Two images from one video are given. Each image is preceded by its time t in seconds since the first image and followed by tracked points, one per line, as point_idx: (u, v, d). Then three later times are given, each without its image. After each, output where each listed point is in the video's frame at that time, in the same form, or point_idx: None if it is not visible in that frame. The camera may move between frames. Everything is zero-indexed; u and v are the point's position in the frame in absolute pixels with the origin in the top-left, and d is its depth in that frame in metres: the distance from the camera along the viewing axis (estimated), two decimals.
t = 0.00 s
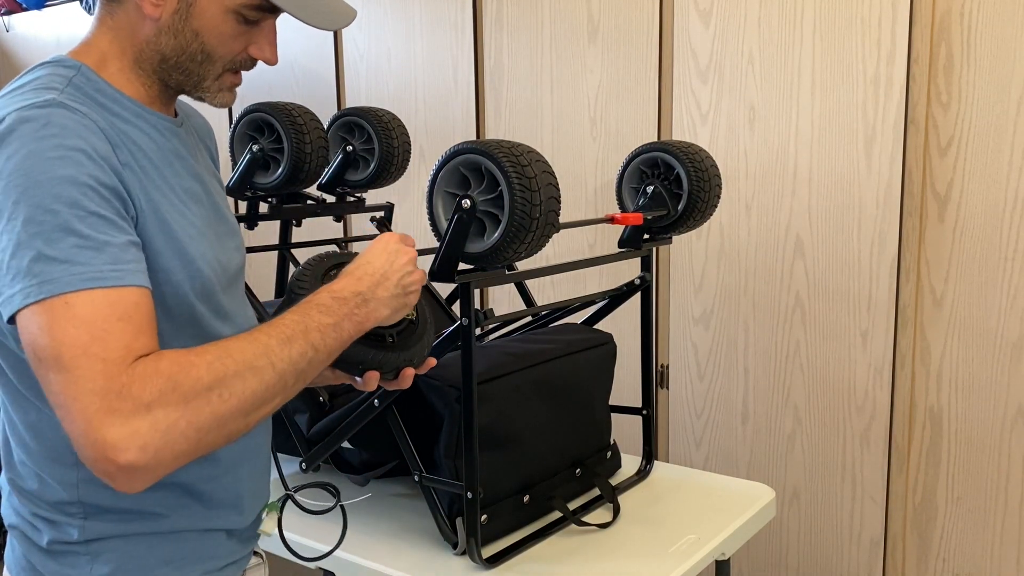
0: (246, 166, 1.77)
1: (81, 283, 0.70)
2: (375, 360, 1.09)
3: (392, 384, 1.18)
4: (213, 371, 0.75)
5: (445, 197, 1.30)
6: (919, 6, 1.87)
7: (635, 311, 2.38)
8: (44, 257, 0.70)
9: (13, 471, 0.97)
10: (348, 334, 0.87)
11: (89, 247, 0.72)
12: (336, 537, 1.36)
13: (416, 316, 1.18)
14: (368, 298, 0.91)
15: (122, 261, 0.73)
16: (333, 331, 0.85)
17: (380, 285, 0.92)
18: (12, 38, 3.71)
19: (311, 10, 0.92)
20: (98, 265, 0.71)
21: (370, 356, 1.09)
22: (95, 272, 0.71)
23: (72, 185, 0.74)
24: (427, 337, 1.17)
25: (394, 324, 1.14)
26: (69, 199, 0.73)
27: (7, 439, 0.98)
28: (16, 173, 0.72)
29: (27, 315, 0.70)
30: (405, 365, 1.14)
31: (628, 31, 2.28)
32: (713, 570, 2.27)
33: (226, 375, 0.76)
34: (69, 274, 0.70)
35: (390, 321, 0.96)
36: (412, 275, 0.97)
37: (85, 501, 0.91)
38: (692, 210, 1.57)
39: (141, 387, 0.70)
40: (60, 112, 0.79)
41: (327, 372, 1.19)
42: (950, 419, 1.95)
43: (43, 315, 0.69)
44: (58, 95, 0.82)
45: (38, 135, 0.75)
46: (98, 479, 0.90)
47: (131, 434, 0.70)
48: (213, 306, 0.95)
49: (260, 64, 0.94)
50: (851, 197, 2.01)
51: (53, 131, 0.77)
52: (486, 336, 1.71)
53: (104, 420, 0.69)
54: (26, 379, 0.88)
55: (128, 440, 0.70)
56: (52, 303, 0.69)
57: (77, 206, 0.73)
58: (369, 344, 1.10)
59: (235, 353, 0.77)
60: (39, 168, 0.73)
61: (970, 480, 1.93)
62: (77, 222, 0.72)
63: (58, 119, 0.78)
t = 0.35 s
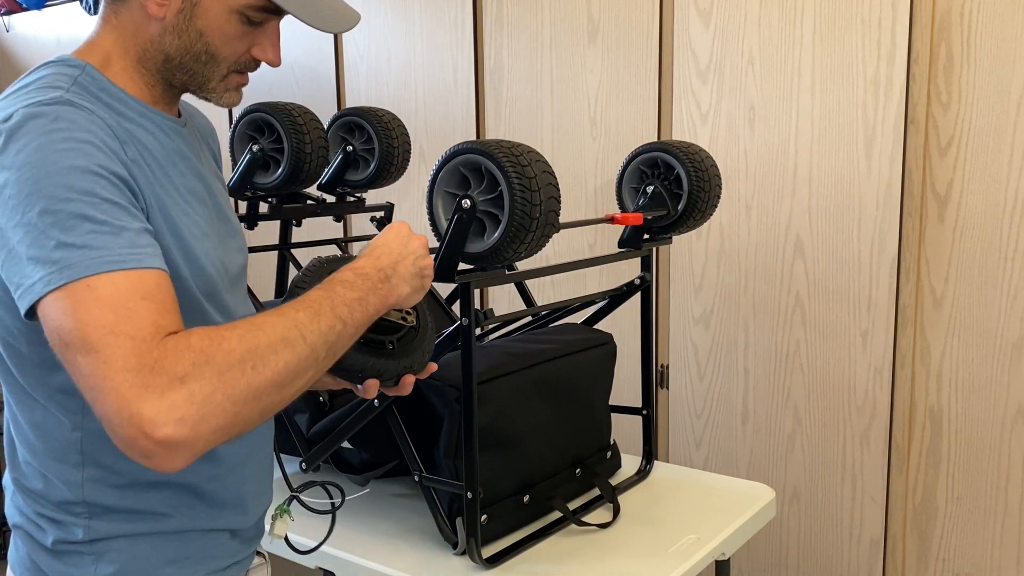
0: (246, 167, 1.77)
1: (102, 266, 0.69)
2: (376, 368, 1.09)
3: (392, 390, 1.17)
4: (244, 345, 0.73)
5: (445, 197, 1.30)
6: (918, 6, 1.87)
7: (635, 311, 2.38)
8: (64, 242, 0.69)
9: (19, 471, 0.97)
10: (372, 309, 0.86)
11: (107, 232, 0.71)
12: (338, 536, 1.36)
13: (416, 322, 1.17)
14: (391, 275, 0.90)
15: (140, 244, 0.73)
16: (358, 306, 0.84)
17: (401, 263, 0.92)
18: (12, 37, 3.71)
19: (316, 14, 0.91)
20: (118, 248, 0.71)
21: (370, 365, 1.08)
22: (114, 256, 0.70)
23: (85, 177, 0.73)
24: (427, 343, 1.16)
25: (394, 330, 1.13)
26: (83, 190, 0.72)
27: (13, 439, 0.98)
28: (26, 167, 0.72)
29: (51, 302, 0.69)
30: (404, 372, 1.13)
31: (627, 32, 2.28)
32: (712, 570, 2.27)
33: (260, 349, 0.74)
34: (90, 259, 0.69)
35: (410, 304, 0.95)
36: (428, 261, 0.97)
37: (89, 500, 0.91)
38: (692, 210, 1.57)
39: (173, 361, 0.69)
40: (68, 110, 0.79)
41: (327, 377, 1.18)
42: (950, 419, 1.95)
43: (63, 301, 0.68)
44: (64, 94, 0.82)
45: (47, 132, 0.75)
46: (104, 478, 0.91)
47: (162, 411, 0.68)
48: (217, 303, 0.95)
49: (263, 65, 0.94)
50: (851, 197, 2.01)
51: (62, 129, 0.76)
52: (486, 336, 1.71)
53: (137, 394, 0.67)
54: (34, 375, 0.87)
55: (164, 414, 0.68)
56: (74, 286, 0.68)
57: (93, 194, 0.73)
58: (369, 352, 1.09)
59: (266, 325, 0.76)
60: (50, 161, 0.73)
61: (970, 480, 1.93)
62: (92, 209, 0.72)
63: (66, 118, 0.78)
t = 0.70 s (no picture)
0: (246, 167, 1.77)
1: (104, 263, 0.69)
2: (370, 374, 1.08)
3: (394, 395, 1.18)
4: (250, 343, 0.74)
5: (445, 197, 1.30)
6: (918, 6, 1.87)
7: (635, 311, 2.38)
8: (67, 238, 0.69)
9: (20, 471, 0.97)
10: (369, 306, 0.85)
11: (109, 228, 0.71)
12: (338, 536, 1.36)
13: (415, 327, 1.17)
14: (385, 271, 0.89)
15: (141, 241, 0.73)
16: (356, 300, 0.84)
17: (396, 260, 0.92)
18: (12, 37, 3.72)
19: (319, 17, 0.92)
20: (120, 244, 0.71)
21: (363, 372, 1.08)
22: (117, 251, 0.70)
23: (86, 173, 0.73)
24: (427, 348, 1.16)
25: (392, 335, 1.12)
26: (88, 184, 0.73)
27: (14, 440, 0.98)
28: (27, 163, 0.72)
29: (54, 299, 0.69)
30: (404, 378, 1.13)
31: (627, 32, 2.28)
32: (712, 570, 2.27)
33: (263, 341, 0.74)
34: (92, 255, 0.69)
35: (413, 302, 0.93)
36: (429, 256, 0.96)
37: (89, 500, 0.91)
38: (692, 210, 1.57)
39: (179, 355, 0.69)
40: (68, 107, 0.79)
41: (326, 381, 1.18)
42: (950, 419, 1.95)
43: (65, 297, 0.68)
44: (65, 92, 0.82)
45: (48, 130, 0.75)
46: (104, 478, 0.91)
47: (163, 409, 0.67)
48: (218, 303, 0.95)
49: (264, 68, 0.94)
50: (851, 197, 2.01)
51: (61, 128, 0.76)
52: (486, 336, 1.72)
53: (142, 387, 0.67)
54: (36, 374, 0.87)
55: (171, 408, 0.68)
56: (76, 282, 0.68)
57: (99, 189, 0.73)
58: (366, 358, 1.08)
59: (268, 320, 0.76)
60: (50, 158, 0.72)
61: (970, 479, 1.93)
62: (93, 204, 0.72)
63: (65, 116, 0.78)
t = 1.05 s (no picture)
0: (246, 167, 1.77)
1: (90, 264, 0.69)
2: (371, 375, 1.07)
3: (394, 397, 1.17)
4: (242, 346, 0.73)
5: (445, 197, 1.30)
6: (919, 6, 1.87)
7: (635, 311, 2.38)
8: (54, 238, 0.69)
9: (16, 469, 0.97)
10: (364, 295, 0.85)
11: (96, 228, 0.71)
12: (336, 536, 1.36)
13: (419, 328, 1.16)
14: (384, 256, 0.88)
15: (129, 241, 0.72)
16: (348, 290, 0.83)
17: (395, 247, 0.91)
18: (11, 37, 3.71)
19: (319, 16, 0.92)
20: (105, 244, 0.70)
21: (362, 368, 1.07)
22: (103, 252, 0.70)
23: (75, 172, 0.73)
24: (429, 350, 1.16)
25: (394, 336, 1.12)
26: (78, 183, 0.72)
27: (10, 439, 0.98)
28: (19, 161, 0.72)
29: (39, 300, 0.69)
30: (406, 380, 1.12)
31: (627, 32, 2.28)
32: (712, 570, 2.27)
33: (240, 341, 0.73)
34: (78, 255, 0.69)
35: (414, 290, 0.93)
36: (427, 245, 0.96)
37: (84, 501, 0.91)
38: (692, 210, 1.57)
39: (151, 359, 0.68)
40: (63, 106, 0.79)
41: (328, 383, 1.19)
42: (950, 419, 1.95)
43: (51, 298, 0.68)
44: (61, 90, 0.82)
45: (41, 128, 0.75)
46: (98, 479, 0.91)
47: (147, 417, 0.67)
48: (218, 298, 0.94)
49: (264, 67, 0.93)
50: (851, 197, 2.01)
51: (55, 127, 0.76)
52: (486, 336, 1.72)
53: (116, 394, 0.67)
54: (32, 374, 0.87)
55: (145, 412, 0.67)
56: (62, 283, 0.68)
57: (88, 188, 0.73)
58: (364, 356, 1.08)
59: (245, 317, 0.75)
60: (42, 156, 0.72)
61: (970, 479, 1.93)
62: (80, 204, 0.72)
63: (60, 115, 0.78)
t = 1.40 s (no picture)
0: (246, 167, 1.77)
1: (81, 261, 0.69)
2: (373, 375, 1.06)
3: (398, 401, 1.16)
4: (241, 345, 0.73)
5: (445, 197, 1.30)
6: (919, 6, 1.87)
7: (635, 311, 2.38)
8: (46, 235, 0.69)
9: (14, 469, 0.98)
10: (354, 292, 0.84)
11: (89, 225, 0.71)
12: (336, 536, 1.36)
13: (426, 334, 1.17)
14: (380, 260, 0.88)
15: (122, 239, 0.72)
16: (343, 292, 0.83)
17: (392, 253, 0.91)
18: (12, 37, 3.71)
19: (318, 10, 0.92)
20: (96, 242, 0.71)
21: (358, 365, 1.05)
22: (95, 250, 0.70)
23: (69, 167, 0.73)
24: (434, 353, 1.15)
25: (401, 342, 1.11)
26: (73, 180, 0.73)
27: (8, 440, 0.98)
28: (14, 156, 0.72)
29: (29, 297, 0.69)
30: (409, 384, 1.12)
31: (628, 32, 2.28)
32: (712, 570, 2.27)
33: (228, 341, 0.72)
34: (70, 251, 0.69)
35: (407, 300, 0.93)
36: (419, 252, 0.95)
37: (80, 502, 0.91)
38: (692, 210, 1.57)
39: (139, 356, 0.68)
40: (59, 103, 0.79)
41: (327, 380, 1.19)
42: (950, 419, 1.95)
43: (41, 295, 0.68)
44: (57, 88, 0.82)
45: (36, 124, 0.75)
46: (95, 480, 0.91)
47: (140, 418, 0.67)
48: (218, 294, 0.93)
49: (262, 64, 0.94)
50: (850, 197, 2.01)
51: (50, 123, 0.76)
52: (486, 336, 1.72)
53: (103, 391, 0.66)
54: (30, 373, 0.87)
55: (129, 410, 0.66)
56: (53, 280, 0.68)
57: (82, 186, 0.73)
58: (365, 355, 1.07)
59: (236, 318, 0.74)
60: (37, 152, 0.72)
61: (970, 479, 1.93)
62: (74, 202, 0.72)
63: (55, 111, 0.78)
